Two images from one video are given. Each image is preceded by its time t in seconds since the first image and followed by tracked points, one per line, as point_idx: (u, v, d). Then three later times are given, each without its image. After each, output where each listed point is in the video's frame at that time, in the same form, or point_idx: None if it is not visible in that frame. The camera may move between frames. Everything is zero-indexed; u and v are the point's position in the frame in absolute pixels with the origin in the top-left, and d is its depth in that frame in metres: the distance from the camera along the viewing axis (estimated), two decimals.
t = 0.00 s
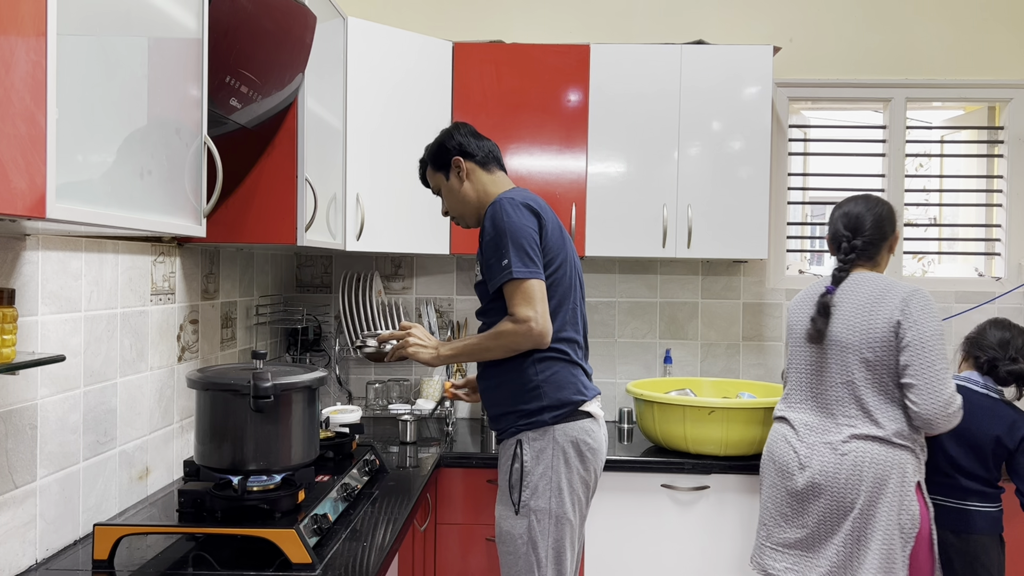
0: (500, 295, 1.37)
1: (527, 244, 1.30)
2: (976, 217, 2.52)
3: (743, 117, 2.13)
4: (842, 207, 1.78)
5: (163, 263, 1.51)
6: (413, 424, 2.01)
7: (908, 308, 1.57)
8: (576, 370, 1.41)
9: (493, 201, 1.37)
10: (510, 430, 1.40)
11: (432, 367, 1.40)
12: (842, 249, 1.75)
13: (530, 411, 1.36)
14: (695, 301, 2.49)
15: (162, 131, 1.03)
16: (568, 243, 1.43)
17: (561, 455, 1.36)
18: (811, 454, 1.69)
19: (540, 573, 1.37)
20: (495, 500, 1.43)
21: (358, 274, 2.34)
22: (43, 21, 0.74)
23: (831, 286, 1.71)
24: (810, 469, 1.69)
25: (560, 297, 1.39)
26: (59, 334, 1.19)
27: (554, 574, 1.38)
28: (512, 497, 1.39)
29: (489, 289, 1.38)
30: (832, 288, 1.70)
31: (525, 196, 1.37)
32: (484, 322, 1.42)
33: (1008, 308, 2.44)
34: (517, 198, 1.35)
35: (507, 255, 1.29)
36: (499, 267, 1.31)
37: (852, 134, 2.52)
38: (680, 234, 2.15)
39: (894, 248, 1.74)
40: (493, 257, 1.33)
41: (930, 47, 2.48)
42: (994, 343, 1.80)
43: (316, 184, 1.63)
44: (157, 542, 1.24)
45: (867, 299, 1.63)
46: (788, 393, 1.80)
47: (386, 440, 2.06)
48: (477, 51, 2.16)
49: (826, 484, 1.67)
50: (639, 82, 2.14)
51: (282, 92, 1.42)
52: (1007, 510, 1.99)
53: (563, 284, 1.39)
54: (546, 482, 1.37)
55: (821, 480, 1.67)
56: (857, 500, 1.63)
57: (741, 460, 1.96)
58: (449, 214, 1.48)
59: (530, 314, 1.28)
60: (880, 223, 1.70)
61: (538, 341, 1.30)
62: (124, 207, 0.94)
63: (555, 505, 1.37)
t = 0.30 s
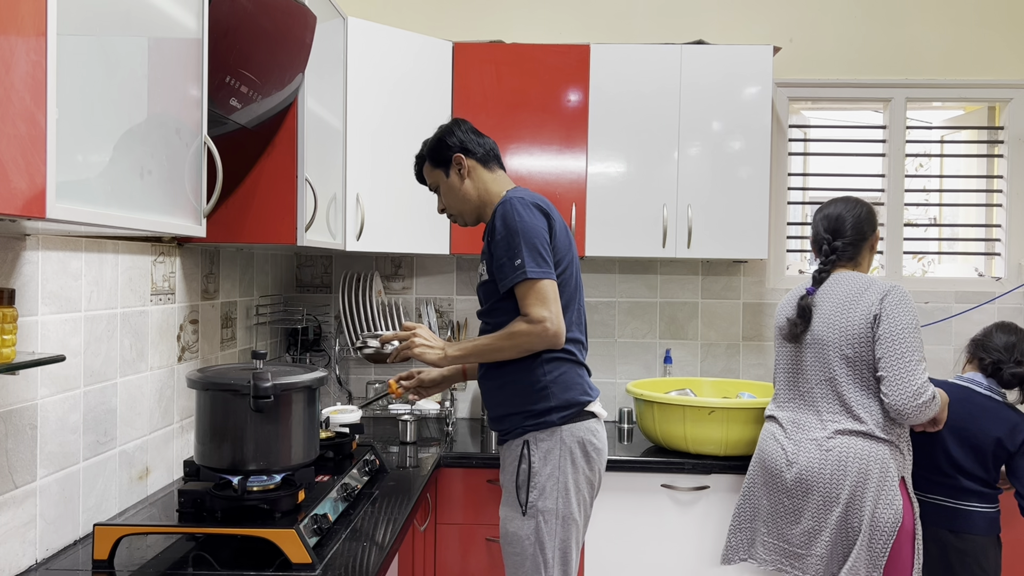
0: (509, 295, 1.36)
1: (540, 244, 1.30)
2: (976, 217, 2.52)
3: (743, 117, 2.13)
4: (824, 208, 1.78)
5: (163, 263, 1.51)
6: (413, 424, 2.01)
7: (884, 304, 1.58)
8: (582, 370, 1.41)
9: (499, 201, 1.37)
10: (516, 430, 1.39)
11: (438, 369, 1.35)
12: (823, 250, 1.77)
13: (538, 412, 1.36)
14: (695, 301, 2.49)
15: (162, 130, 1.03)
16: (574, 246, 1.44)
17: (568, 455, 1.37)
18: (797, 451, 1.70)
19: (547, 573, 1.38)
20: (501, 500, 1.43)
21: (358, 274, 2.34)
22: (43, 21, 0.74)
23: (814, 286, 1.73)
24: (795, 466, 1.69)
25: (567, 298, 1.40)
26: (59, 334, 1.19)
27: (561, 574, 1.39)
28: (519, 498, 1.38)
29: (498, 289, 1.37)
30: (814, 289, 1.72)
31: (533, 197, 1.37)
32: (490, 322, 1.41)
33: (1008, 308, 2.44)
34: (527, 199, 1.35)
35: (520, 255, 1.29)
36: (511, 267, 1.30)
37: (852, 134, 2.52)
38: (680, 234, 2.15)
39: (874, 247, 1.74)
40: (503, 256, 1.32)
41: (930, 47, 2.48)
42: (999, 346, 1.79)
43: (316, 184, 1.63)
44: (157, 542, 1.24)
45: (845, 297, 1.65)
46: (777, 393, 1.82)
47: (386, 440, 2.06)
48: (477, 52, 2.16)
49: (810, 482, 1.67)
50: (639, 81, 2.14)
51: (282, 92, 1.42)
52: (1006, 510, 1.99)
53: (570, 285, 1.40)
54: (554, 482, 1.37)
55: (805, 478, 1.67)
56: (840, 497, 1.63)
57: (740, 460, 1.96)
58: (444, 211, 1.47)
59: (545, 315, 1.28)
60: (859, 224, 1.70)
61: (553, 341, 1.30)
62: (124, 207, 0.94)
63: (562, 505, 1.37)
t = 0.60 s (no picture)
0: (513, 296, 1.36)
1: (545, 245, 1.30)
2: (976, 217, 2.52)
3: (743, 117, 2.13)
4: (820, 208, 1.78)
5: (163, 263, 1.51)
6: (413, 424, 2.01)
7: (893, 307, 1.58)
8: (584, 370, 1.41)
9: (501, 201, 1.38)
10: (519, 430, 1.38)
11: (442, 372, 1.35)
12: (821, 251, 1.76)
13: (542, 412, 1.36)
14: (695, 301, 2.49)
15: (162, 130, 1.03)
16: (575, 246, 1.45)
17: (571, 455, 1.37)
18: (804, 456, 1.68)
19: (550, 573, 1.38)
20: (503, 501, 1.43)
21: (358, 274, 2.34)
22: (43, 21, 0.74)
23: (814, 288, 1.70)
24: (804, 472, 1.68)
25: (570, 298, 1.40)
26: (59, 333, 1.19)
27: (563, 574, 1.39)
28: (522, 499, 1.38)
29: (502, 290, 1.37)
30: (815, 291, 1.69)
31: (536, 197, 1.37)
32: (494, 323, 1.40)
33: (1008, 308, 2.44)
34: (530, 199, 1.36)
35: (526, 256, 1.29)
36: (516, 268, 1.30)
37: (852, 134, 2.52)
38: (680, 234, 2.15)
39: (872, 246, 1.74)
40: (508, 258, 1.32)
41: (930, 47, 2.48)
42: (1000, 346, 1.79)
43: (316, 184, 1.63)
44: (158, 542, 1.24)
45: (851, 299, 1.63)
46: (777, 396, 1.79)
47: (386, 440, 2.06)
48: (477, 51, 2.16)
49: (819, 488, 1.66)
50: (639, 82, 2.14)
51: (282, 92, 1.42)
52: (1006, 510, 1.99)
53: (573, 285, 1.40)
54: (557, 483, 1.37)
55: (814, 484, 1.67)
56: (851, 503, 1.62)
57: (740, 460, 1.96)
58: (442, 211, 1.47)
59: (552, 316, 1.28)
60: (857, 223, 1.70)
61: (561, 342, 1.30)
62: (124, 207, 0.94)
63: (565, 505, 1.37)
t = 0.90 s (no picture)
0: (514, 296, 1.36)
1: (545, 246, 1.30)
2: (976, 217, 2.52)
3: (743, 117, 2.13)
4: (827, 205, 1.78)
5: (163, 263, 1.51)
6: (413, 424, 2.01)
7: (905, 307, 1.60)
8: (585, 371, 1.41)
9: (500, 201, 1.38)
10: (520, 431, 1.38)
11: (442, 373, 1.35)
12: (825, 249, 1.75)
13: (542, 413, 1.36)
14: (695, 301, 2.49)
15: (162, 130, 1.03)
16: (575, 247, 1.45)
17: (572, 456, 1.37)
18: (813, 458, 1.67)
19: (550, 574, 1.38)
20: (504, 501, 1.43)
21: (357, 274, 2.34)
22: (43, 21, 0.74)
23: (820, 288, 1.69)
24: (812, 475, 1.67)
25: (570, 300, 1.40)
26: (59, 334, 1.19)
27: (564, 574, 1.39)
28: (523, 499, 1.38)
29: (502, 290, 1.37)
30: (822, 291, 1.68)
31: (535, 198, 1.38)
32: (494, 324, 1.40)
33: (1008, 308, 2.44)
34: (530, 200, 1.36)
35: (526, 257, 1.29)
36: (517, 269, 1.30)
37: (852, 134, 2.52)
38: (680, 234, 2.15)
39: (877, 246, 1.74)
40: (508, 258, 1.32)
41: (929, 47, 2.48)
42: (1000, 346, 1.79)
43: (316, 184, 1.63)
44: (158, 542, 1.24)
45: (863, 299, 1.63)
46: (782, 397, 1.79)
47: (386, 440, 2.06)
48: (477, 51, 2.16)
49: (828, 491, 1.65)
50: (639, 81, 2.14)
51: (282, 92, 1.42)
52: (1007, 511, 1.99)
53: (573, 286, 1.41)
54: (557, 483, 1.36)
55: (821, 487, 1.66)
56: (860, 505, 1.62)
57: (740, 460, 1.96)
58: (440, 211, 1.47)
59: (553, 318, 1.28)
60: (864, 222, 1.70)
61: (562, 343, 1.30)
62: (124, 207, 0.94)
63: (566, 506, 1.37)
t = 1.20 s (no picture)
0: (511, 297, 1.36)
1: (543, 246, 1.30)
2: (976, 217, 2.52)
3: (743, 117, 2.13)
4: (829, 203, 1.78)
5: (163, 263, 1.51)
6: (413, 424, 2.01)
7: (918, 307, 1.63)
8: (583, 370, 1.41)
9: (497, 202, 1.38)
10: (518, 431, 1.38)
11: (440, 374, 1.35)
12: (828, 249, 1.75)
13: (541, 413, 1.36)
14: (695, 301, 2.49)
15: (162, 130, 1.03)
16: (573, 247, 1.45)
17: (571, 456, 1.37)
18: (830, 460, 1.66)
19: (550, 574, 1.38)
20: (503, 501, 1.43)
21: (358, 274, 2.34)
22: (43, 21, 0.74)
23: (828, 290, 1.67)
24: (828, 478, 1.66)
25: (568, 300, 1.40)
26: (59, 333, 1.19)
27: (563, 574, 1.39)
28: (522, 499, 1.38)
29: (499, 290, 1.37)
30: (832, 294, 1.66)
31: (533, 198, 1.38)
32: (492, 325, 1.40)
33: (1008, 308, 2.44)
34: (527, 200, 1.36)
35: (524, 258, 1.29)
36: (514, 270, 1.30)
37: (852, 134, 2.52)
38: (680, 234, 2.15)
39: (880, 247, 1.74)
40: (506, 259, 1.32)
41: (929, 47, 2.48)
42: (1000, 346, 1.78)
43: (316, 184, 1.63)
44: (158, 542, 1.24)
45: (879, 301, 1.63)
46: (788, 399, 1.77)
47: (386, 440, 2.06)
48: (477, 51, 2.16)
49: (845, 494, 1.64)
50: (639, 81, 2.14)
51: (282, 92, 1.42)
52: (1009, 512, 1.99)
53: (571, 286, 1.41)
54: (556, 483, 1.36)
55: (838, 489, 1.65)
56: (878, 506, 1.63)
57: (740, 460, 1.96)
58: (438, 211, 1.47)
59: (550, 318, 1.28)
60: (867, 223, 1.70)
61: (560, 344, 1.30)
62: (124, 207, 0.94)
63: (565, 506, 1.37)
